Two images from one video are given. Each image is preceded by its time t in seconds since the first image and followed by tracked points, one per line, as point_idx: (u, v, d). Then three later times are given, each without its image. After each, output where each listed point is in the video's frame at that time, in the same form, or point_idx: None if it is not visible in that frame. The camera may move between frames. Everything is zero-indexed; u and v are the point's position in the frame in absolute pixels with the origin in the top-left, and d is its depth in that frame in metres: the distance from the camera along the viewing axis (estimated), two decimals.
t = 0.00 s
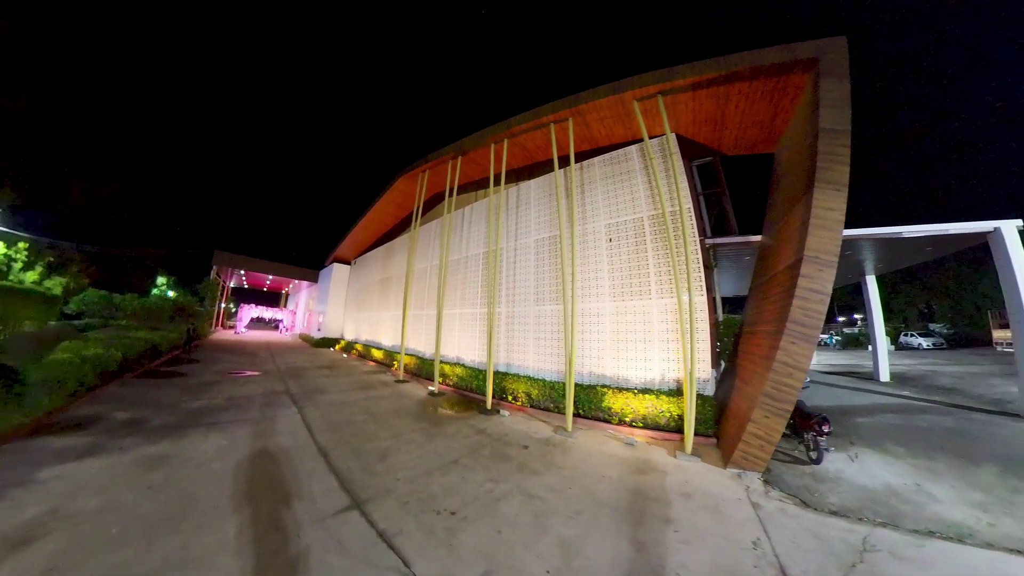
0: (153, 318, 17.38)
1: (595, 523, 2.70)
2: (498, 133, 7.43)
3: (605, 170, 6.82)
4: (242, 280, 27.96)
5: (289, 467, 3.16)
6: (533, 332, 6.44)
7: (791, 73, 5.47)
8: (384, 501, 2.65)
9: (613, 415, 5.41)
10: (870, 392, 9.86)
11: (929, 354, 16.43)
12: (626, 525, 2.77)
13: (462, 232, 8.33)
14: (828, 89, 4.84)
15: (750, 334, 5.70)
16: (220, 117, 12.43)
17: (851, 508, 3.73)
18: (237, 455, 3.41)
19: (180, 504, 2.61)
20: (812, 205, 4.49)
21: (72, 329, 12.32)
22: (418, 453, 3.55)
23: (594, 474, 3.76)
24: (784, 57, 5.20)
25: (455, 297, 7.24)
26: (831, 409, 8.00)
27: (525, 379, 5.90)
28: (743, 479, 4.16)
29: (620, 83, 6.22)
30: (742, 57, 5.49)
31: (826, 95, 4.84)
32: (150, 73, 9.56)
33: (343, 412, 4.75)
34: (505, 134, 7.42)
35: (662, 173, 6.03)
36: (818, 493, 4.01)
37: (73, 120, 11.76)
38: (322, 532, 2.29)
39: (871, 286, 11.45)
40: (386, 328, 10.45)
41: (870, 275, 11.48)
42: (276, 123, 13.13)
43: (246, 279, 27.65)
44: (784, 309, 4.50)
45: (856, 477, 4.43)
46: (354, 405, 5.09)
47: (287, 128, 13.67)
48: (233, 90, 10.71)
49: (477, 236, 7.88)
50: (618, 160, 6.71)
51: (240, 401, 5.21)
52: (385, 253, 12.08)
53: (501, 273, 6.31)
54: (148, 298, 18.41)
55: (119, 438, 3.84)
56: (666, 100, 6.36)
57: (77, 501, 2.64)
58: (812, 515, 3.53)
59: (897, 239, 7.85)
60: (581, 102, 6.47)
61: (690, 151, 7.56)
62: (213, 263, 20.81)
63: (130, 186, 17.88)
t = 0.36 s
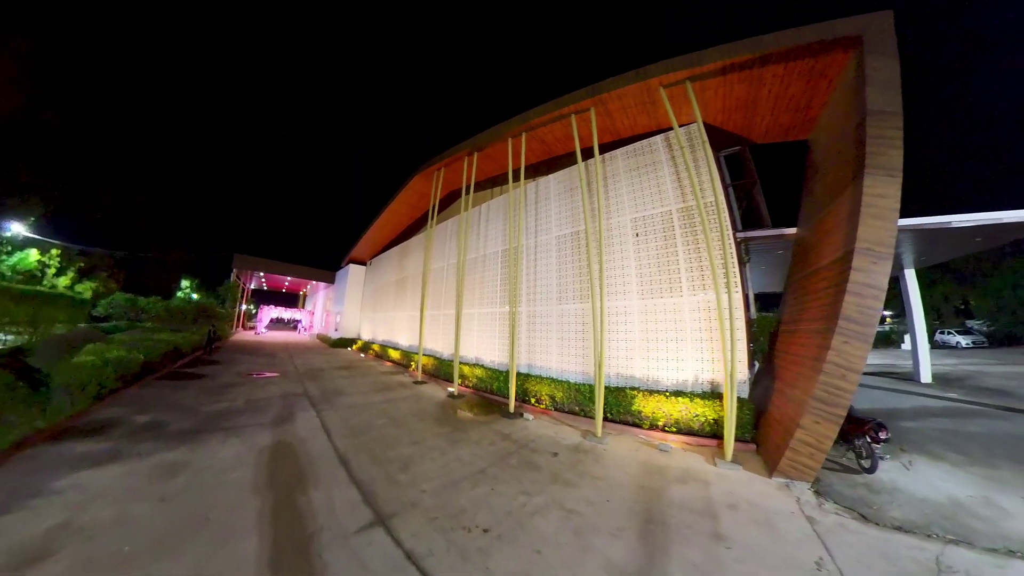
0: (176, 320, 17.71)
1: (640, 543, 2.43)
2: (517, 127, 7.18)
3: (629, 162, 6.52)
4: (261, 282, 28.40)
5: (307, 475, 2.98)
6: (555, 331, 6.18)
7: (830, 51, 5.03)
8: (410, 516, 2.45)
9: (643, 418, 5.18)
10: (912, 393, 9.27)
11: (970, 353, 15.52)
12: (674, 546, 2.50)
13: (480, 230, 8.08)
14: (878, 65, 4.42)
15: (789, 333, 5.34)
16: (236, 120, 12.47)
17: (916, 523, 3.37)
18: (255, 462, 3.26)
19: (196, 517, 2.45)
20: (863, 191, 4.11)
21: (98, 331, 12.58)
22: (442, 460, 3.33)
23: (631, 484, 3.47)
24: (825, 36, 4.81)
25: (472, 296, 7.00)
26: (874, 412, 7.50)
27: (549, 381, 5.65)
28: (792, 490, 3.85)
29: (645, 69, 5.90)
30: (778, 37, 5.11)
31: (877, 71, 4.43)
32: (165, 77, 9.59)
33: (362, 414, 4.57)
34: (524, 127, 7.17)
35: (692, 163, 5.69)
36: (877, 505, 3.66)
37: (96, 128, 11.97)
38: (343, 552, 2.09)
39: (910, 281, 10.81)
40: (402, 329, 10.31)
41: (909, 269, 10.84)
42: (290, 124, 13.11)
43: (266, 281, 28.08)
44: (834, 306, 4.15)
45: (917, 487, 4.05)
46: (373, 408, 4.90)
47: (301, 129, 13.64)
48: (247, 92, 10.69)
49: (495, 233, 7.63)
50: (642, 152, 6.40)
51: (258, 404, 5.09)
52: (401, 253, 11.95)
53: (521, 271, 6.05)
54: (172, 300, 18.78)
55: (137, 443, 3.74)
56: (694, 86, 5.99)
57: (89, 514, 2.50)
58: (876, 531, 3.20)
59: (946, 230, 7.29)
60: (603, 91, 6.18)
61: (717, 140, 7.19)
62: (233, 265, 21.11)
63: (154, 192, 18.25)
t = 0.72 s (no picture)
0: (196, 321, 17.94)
1: (692, 567, 2.15)
2: (535, 117, 6.90)
3: (653, 150, 6.20)
4: (278, 283, 28.75)
5: (324, 483, 2.78)
6: (579, 328, 5.88)
7: (872, 25, 4.60)
8: (434, 533, 2.22)
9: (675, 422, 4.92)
10: (958, 394, 8.68)
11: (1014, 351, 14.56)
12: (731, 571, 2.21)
13: (497, 225, 7.80)
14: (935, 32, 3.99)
15: (833, 329, 4.98)
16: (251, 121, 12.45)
17: (996, 540, 3.00)
18: (269, 467, 3.07)
19: (205, 531, 2.26)
20: (920, 173, 3.73)
21: (121, 332, 12.76)
22: (466, 467, 3.10)
23: (670, 496, 3.18)
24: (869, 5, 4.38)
25: (488, 292, 6.68)
26: (921, 415, 6.99)
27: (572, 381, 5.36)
28: (848, 501, 3.51)
29: (671, 51, 5.55)
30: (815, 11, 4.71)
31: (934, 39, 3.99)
32: (181, 78, 9.58)
33: (380, 415, 4.37)
34: (542, 118, 6.89)
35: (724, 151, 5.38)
36: (947, 519, 3.29)
37: (116, 131, 12.11)
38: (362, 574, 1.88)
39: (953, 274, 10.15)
40: (418, 328, 10.13)
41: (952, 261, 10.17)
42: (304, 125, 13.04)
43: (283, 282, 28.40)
44: (889, 299, 3.80)
45: (989, 499, 3.65)
46: (389, 409, 4.67)
47: (315, 129, 13.57)
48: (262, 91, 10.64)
49: (513, 227, 7.33)
50: (667, 140, 6.08)
51: (274, 405, 4.91)
52: (415, 252, 11.79)
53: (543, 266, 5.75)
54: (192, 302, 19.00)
55: (151, 446, 3.60)
56: (723, 66, 5.61)
57: (95, 526, 2.34)
58: (952, 550, 2.84)
59: (1001, 217, 6.73)
60: (626, 76, 5.86)
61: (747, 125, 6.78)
62: (251, 266, 21.35)
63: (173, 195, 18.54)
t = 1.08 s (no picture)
0: (217, 323, 18.17)
1: None
2: (554, 106, 6.61)
3: (680, 138, 5.87)
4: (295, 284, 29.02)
5: (340, 495, 2.57)
6: (605, 326, 5.58)
7: None
8: (460, 556, 1.98)
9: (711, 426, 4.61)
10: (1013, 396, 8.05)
11: None
12: None
13: (515, 221, 7.52)
14: None
15: (885, 326, 4.58)
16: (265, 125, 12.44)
17: None
18: (283, 476, 2.87)
19: (212, 550, 2.06)
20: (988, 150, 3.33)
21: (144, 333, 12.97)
22: (491, 478, 2.86)
23: (716, 512, 2.87)
24: None
25: (506, 289, 6.34)
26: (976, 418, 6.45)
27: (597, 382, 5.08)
28: (915, 516, 3.16)
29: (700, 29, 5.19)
30: None
31: None
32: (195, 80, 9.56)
33: (398, 418, 4.15)
34: (561, 107, 6.59)
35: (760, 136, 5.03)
36: None
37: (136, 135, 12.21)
38: None
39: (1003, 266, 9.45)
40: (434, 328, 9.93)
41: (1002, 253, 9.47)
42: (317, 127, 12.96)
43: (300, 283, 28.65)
44: (955, 291, 3.42)
45: None
46: (407, 410, 4.44)
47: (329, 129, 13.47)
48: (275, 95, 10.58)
49: (532, 222, 7.03)
50: (695, 126, 5.74)
51: (290, 406, 4.73)
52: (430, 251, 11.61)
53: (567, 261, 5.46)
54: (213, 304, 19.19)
55: (164, 451, 3.43)
56: (756, 44, 5.22)
57: (98, 542, 2.16)
58: None
59: None
60: (651, 59, 5.52)
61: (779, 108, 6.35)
62: (269, 267, 21.54)
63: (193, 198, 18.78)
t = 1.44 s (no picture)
0: (237, 324, 18.36)
1: None
2: (575, 95, 6.32)
3: (710, 124, 5.54)
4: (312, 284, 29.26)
5: (358, 510, 2.35)
6: (632, 325, 5.29)
7: None
8: None
9: (751, 433, 4.29)
10: None
11: None
12: None
13: (534, 216, 7.21)
14: None
15: (944, 323, 4.17)
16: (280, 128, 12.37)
17: None
18: (297, 487, 2.66)
19: None
20: None
21: (167, 335, 13.13)
22: (521, 492, 2.61)
23: (773, 534, 2.56)
24: None
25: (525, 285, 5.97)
26: None
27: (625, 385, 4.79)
28: (996, 535, 2.76)
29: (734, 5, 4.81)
30: None
31: None
32: (210, 86, 9.51)
33: (417, 422, 3.92)
34: (584, 95, 6.29)
35: (801, 118, 4.66)
36: None
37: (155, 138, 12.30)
38: None
39: None
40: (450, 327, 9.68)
41: None
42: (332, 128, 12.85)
43: (316, 284, 28.87)
44: None
45: None
46: (425, 414, 4.20)
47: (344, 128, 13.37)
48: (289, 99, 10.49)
49: (552, 217, 6.70)
50: (726, 110, 5.41)
51: (306, 408, 4.55)
52: (445, 249, 11.37)
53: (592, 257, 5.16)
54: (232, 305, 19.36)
55: (175, 457, 3.25)
56: (796, 19, 4.79)
57: (99, 565, 1.97)
58: None
59: None
60: (680, 39, 5.19)
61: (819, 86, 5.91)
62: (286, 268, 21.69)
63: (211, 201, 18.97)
